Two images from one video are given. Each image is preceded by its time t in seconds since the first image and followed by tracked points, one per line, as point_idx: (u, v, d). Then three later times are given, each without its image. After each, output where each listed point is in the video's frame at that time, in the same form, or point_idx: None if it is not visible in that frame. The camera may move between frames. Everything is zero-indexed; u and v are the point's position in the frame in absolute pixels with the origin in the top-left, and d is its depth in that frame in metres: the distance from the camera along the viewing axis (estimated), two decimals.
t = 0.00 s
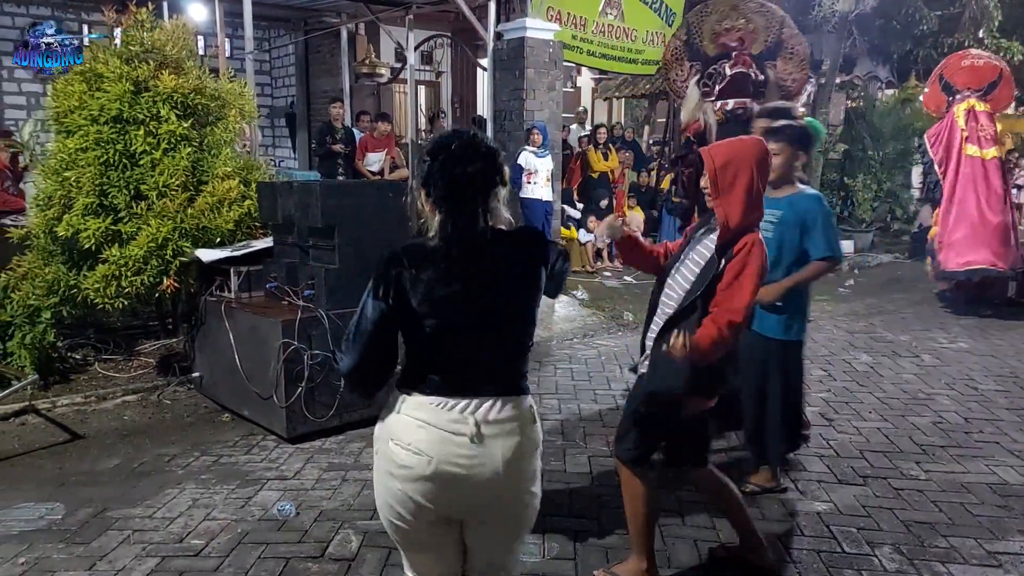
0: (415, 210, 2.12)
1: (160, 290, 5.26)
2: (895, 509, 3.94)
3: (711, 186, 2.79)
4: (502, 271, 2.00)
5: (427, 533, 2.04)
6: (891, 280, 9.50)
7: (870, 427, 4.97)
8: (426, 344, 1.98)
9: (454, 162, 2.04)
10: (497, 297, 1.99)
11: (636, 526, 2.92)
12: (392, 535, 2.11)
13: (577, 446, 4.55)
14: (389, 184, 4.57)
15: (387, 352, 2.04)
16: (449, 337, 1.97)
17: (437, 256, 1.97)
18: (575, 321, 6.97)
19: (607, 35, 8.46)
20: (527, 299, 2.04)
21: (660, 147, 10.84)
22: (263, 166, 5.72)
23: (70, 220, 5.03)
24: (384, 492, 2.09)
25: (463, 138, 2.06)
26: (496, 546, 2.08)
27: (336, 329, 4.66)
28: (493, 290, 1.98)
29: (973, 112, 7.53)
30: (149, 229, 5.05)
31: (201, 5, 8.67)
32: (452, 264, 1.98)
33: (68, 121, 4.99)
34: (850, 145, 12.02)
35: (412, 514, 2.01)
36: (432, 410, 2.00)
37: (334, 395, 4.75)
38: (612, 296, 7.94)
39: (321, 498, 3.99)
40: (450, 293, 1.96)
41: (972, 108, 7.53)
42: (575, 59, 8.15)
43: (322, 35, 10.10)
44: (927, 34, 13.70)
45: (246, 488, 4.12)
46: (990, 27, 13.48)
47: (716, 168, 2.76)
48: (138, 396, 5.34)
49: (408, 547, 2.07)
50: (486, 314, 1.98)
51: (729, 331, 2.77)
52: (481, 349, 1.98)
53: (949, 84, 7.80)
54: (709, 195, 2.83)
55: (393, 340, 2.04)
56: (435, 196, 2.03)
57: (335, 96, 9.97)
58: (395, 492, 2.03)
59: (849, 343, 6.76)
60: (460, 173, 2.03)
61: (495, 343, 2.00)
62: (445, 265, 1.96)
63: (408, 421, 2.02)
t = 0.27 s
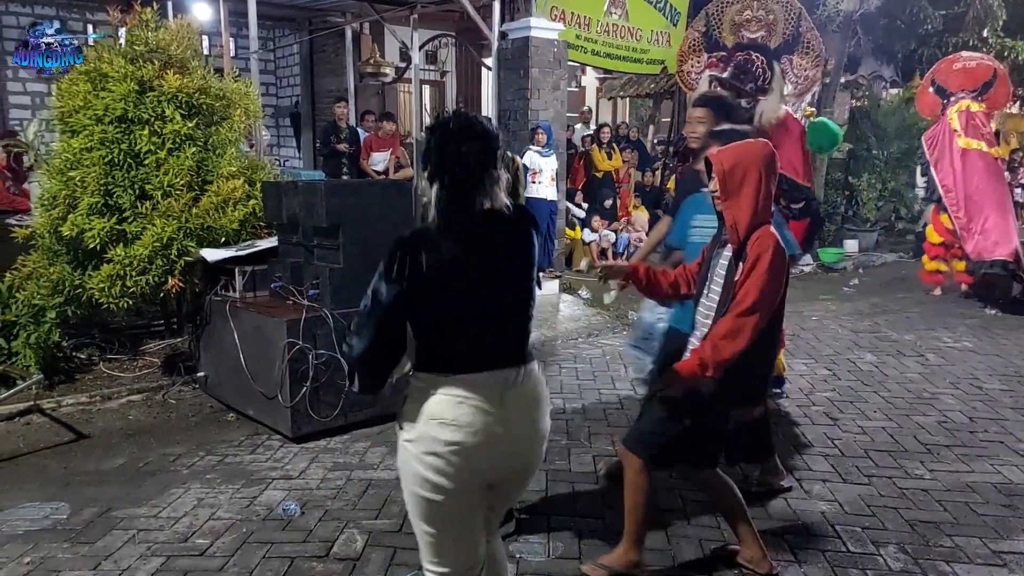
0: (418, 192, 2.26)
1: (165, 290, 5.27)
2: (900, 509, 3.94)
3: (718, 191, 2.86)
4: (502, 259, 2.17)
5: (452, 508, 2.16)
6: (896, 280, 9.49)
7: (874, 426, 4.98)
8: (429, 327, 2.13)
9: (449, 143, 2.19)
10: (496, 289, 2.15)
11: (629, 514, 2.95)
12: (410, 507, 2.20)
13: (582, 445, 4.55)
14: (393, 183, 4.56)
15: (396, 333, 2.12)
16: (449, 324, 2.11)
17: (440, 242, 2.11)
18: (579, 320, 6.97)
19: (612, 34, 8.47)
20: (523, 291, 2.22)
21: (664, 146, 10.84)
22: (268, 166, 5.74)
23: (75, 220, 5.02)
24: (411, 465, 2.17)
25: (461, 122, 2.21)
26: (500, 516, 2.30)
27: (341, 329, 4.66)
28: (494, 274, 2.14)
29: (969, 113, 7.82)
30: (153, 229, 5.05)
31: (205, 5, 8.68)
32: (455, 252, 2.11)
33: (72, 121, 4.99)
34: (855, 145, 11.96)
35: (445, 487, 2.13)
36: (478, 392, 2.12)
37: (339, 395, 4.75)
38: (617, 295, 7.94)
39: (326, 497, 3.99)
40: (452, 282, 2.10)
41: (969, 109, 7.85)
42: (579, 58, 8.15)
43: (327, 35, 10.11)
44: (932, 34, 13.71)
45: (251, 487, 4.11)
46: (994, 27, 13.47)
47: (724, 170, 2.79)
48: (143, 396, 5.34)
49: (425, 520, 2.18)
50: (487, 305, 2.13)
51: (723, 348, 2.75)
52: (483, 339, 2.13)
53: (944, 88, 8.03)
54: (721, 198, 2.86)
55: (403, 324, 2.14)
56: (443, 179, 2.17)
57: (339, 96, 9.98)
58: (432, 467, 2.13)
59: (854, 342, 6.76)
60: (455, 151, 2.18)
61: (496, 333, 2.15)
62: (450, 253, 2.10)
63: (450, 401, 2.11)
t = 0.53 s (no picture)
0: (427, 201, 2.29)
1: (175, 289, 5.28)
2: (911, 509, 3.93)
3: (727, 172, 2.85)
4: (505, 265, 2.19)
5: (461, 508, 2.21)
6: (906, 279, 9.46)
7: (885, 425, 4.97)
8: (428, 328, 2.12)
9: (453, 150, 2.23)
10: (499, 289, 2.17)
11: (653, 517, 2.93)
12: (415, 494, 2.22)
13: (593, 444, 4.55)
14: (403, 182, 4.56)
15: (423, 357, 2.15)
16: (449, 323, 2.13)
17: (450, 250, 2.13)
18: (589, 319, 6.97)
19: (622, 34, 8.46)
20: (522, 292, 2.25)
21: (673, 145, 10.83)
22: (279, 165, 5.75)
23: (86, 220, 5.03)
24: (431, 462, 2.21)
25: (467, 132, 2.25)
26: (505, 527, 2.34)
27: (352, 329, 4.66)
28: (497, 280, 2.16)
29: (970, 118, 8.08)
30: (164, 228, 5.07)
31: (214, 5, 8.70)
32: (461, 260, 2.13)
33: (83, 121, 5.00)
34: (865, 143, 11.90)
35: (462, 491, 2.19)
36: (514, 408, 2.18)
37: (349, 394, 4.75)
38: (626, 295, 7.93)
39: (336, 497, 4.00)
40: (455, 284, 2.12)
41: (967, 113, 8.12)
42: (589, 57, 8.13)
43: (336, 34, 10.12)
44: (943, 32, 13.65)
45: (262, 486, 4.12)
46: (1006, 25, 13.39)
47: (734, 151, 2.78)
48: (154, 395, 5.35)
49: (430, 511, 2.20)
50: (487, 305, 2.15)
51: (752, 328, 2.73)
52: (484, 341, 2.15)
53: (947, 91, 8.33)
54: (729, 178, 2.84)
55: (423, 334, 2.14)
56: (451, 187, 2.21)
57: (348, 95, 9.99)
58: (453, 464, 2.18)
59: (865, 341, 6.74)
60: (458, 158, 2.21)
61: (497, 332, 2.17)
62: (459, 260, 2.12)
63: (486, 412, 2.16)
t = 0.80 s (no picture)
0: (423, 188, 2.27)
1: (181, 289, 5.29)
2: (916, 509, 3.92)
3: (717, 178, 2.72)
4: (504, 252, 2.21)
5: (460, 508, 2.23)
6: (913, 278, 9.43)
7: (891, 425, 4.96)
8: (431, 311, 2.09)
9: (443, 136, 2.22)
10: (497, 276, 2.19)
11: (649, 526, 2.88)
12: (412, 499, 2.23)
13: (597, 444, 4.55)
14: (407, 182, 4.56)
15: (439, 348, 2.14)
16: (452, 304, 2.12)
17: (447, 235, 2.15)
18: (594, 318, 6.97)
19: (627, 33, 8.47)
20: (520, 282, 2.27)
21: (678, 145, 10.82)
22: (283, 165, 5.76)
23: (91, 219, 5.05)
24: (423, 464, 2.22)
25: (457, 117, 2.23)
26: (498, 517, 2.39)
27: (356, 329, 4.67)
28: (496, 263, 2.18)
29: (969, 119, 8.29)
30: (169, 228, 5.08)
31: (219, 5, 8.72)
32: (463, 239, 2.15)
33: (88, 121, 5.01)
34: (871, 142, 11.89)
35: (455, 485, 2.21)
36: (504, 405, 2.21)
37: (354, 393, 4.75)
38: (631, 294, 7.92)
39: (341, 496, 4.00)
40: (459, 266, 2.12)
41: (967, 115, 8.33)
42: (593, 57, 8.12)
43: (341, 34, 10.13)
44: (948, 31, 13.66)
45: (266, 486, 4.12)
46: (1012, 23, 13.37)
47: (727, 154, 2.65)
48: (159, 394, 5.36)
49: (428, 514, 2.22)
50: (486, 292, 2.17)
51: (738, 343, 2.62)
52: (484, 327, 2.17)
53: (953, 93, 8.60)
54: (721, 182, 2.71)
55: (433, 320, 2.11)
56: (437, 174, 2.22)
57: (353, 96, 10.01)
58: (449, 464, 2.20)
59: (871, 341, 6.73)
60: (446, 143, 2.21)
61: (495, 323, 2.19)
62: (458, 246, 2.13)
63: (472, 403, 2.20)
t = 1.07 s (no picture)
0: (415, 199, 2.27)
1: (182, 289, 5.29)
2: (918, 508, 3.91)
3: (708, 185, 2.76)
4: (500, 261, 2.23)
5: (457, 519, 2.20)
6: (914, 277, 9.41)
7: (892, 424, 4.95)
8: (434, 318, 2.15)
9: (439, 151, 2.23)
10: (496, 280, 2.21)
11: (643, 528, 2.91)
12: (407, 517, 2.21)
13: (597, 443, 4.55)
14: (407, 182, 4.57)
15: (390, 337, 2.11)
16: (453, 309, 2.15)
17: (441, 244, 2.15)
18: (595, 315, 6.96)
19: (628, 32, 8.47)
20: (514, 287, 2.28)
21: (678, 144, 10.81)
22: (284, 164, 5.76)
23: (93, 219, 5.06)
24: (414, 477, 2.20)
25: (453, 132, 2.24)
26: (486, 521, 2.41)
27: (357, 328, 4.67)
28: (493, 272, 2.20)
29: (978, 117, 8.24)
30: (170, 227, 5.08)
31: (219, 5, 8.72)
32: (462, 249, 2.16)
33: (90, 121, 5.01)
34: (872, 141, 11.88)
35: (447, 499, 2.18)
36: (498, 407, 2.22)
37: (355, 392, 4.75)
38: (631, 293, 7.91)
39: (342, 496, 4.00)
40: (458, 274, 2.15)
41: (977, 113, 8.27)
42: (594, 56, 8.11)
43: (342, 33, 10.13)
44: (950, 29, 13.65)
45: (267, 485, 4.12)
46: (1014, 22, 13.34)
47: (717, 161, 2.69)
48: (160, 394, 5.37)
49: (433, 529, 2.19)
50: (487, 296, 2.19)
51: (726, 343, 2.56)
52: (482, 332, 2.20)
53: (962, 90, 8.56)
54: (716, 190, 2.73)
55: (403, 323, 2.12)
56: (430, 188, 2.22)
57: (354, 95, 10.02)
58: (442, 477, 2.17)
59: (873, 340, 6.73)
60: (440, 159, 2.22)
61: (495, 325, 2.23)
62: (455, 255, 2.15)
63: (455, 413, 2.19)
